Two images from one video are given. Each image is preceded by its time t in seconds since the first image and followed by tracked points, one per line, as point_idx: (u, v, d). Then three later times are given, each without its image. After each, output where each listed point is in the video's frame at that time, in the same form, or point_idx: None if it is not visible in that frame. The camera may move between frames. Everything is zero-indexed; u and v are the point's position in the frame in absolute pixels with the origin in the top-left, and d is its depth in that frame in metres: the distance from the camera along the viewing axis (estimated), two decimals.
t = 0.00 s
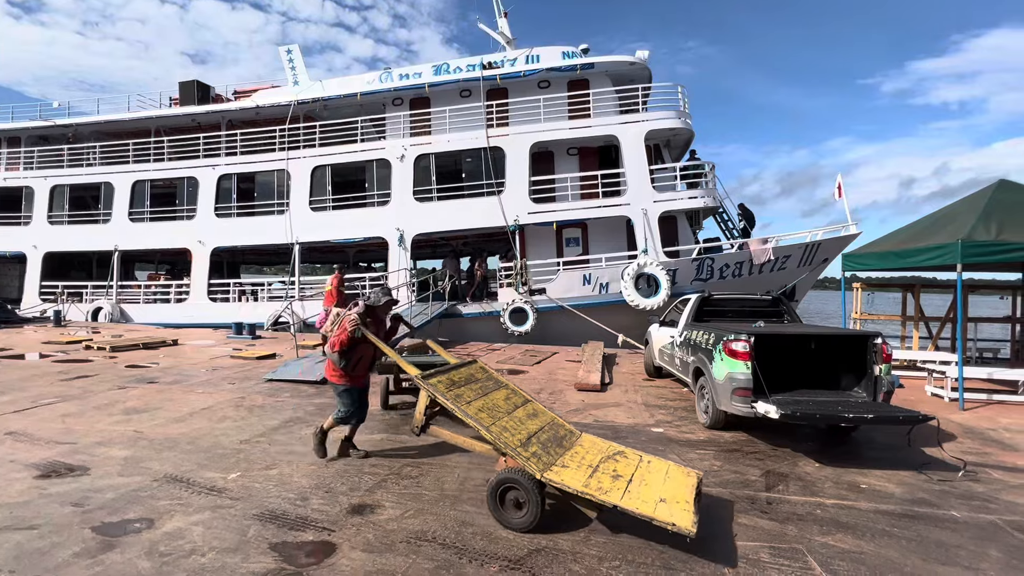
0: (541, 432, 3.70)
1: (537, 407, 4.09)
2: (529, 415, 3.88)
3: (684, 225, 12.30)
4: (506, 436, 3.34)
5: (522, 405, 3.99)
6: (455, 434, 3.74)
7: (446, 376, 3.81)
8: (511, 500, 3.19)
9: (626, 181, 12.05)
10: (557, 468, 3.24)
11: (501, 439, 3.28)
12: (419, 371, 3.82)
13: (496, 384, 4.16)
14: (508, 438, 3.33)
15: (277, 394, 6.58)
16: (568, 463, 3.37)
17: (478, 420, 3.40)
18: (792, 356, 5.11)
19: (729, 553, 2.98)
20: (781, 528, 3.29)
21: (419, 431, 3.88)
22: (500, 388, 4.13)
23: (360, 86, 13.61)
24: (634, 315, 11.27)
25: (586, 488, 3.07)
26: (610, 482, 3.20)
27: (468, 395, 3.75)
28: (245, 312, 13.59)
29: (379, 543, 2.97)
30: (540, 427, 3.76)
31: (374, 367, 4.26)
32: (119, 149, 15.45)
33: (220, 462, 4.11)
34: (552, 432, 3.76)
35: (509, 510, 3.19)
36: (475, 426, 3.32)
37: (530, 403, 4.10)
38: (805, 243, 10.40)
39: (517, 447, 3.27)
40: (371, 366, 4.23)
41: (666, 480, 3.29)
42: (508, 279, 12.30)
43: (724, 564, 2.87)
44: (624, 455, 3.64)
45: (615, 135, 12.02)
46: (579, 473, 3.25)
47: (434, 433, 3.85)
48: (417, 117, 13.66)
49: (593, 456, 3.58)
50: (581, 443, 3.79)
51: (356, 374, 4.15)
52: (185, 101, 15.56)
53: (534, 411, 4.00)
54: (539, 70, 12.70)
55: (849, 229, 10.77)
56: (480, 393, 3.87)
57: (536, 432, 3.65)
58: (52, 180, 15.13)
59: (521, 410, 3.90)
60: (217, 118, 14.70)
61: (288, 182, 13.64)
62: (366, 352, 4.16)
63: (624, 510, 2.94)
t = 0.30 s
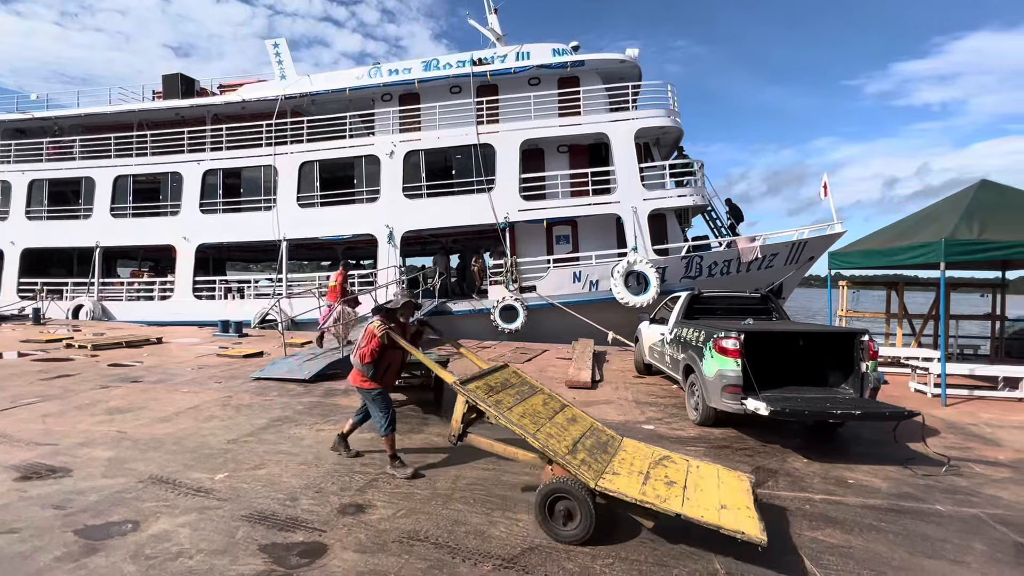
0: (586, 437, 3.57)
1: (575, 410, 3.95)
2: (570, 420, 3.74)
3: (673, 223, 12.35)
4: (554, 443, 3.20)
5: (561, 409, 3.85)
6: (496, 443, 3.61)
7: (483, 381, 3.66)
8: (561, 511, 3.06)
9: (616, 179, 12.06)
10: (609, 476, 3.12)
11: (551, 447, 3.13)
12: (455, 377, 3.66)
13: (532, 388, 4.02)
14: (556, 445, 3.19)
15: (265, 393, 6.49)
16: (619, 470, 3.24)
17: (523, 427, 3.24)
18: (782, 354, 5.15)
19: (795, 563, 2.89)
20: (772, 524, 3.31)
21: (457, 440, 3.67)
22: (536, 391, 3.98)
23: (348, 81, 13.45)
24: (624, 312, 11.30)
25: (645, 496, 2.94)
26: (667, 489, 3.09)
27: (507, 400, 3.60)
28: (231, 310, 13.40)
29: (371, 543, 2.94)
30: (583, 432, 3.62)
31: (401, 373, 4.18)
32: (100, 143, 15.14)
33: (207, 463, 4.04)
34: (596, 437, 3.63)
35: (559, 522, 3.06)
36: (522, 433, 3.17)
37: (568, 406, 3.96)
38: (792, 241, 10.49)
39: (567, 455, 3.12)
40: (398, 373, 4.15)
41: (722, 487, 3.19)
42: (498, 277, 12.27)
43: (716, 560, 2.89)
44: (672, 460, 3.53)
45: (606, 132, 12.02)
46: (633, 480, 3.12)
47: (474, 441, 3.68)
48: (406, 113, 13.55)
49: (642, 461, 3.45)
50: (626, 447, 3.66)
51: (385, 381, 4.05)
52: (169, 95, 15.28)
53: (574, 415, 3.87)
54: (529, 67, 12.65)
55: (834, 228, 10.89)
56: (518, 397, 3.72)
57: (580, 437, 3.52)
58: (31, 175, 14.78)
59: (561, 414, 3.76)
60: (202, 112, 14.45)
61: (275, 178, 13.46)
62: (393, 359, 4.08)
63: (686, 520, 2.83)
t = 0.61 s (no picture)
0: (636, 443, 3.45)
1: (617, 414, 3.83)
2: (616, 425, 3.62)
3: (661, 221, 12.42)
4: (613, 451, 3.06)
5: (604, 414, 3.73)
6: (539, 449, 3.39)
7: (529, 386, 3.51)
8: (618, 521, 2.93)
9: (605, 177, 12.08)
10: (671, 485, 3.01)
11: (611, 455, 3.00)
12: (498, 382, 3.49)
13: (573, 391, 3.88)
14: (614, 453, 3.06)
15: (252, 393, 6.40)
16: (679, 477, 3.14)
17: (578, 434, 3.10)
18: (771, 352, 5.20)
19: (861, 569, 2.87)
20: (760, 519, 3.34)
21: (502, 447, 3.51)
22: (577, 395, 3.85)
23: (335, 77, 13.31)
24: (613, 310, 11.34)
25: (714, 506, 2.86)
26: (731, 497, 3.02)
27: (555, 405, 3.46)
28: (216, 309, 13.20)
29: (362, 544, 2.90)
30: (633, 436, 3.50)
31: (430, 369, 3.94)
32: (80, 138, 14.80)
33: (194, 464, 3.96)
34: (645, 442, 3.52)
35: (616, 532, 2.93)
36: (579, 441, 3.02)
37: (611, 410, 3.83)
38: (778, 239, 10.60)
39: (626, 463, 2.99)
40: (427, 369, 3.91)
41: (784, 494, 3.14)
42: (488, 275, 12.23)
43: (707, 556, 2.90)
44: (724, 465, 3.46)
45: (595, 131, 12.04)
46: (696, 489, 3.03)
47: (518, 447, 3.47)
48: (394, 110, 13.44)
49: (696, 467, 3.38)
50: (674, 452, 3.57)
51: (413, 379, 3.82)
52: (150, 89, 14.99)
53: (618, 419, 3.74)
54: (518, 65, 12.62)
55: (818, 227, 11.04)
56: (563, 402, 3.58)
57: (631, 442, 3.40)
58: (7, 170, 14.42)
59: (607, 419, 3.63)
60: (185, 106, 14.20)
61: (261, 175, 13.28)
62: (420, 355, 3.83)
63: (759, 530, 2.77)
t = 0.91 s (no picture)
0: (690, 449, 3.31)
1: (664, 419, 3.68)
2: (666, 430, 3.46)
3: (648, 220, 12.49)
4: (674, 461, 2.93)
5: (653, 418, 3.57)
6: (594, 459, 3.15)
7: (577, 393, 3.34)
8: (682, 534, 2.83)
9: (593, 176, 12.11)
10: (736, 493, 2.89)
11: (675, 466, 2.86)
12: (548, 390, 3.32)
13: (617, 396, 3.71)
14: (676, 462, 2.93)
15: (237, 394, 6.31)
16: (741, 485, 3.02)
17: (638, 443, 2.95)
18: (756, 350, 5.25)
19: None
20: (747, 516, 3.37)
21: (553, 455, 3.27)
22: (622, 399, 3.68)
23: (321, 73, 13.15)
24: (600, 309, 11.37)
25: (786, 515, 2.74)
26: (799, 505, 2.89)
27: (606, 412, 3.29)
28: (198, 308, 12.98)
29: (352, 545, 2.86)
30: (685, 442, 3.34)
31: (471, 384, 3.78)
32: (56, 133, 14.45)
33: (177, 467, 3.89)
34: (699, 448, 3.37)
35: (679, 546, 2.82)
36: (641, 452, 2.89)
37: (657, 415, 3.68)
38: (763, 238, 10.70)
39: (690, 473, 2.87)
40: (467, 384, 3.75)
41: (848, 501, 3.02)
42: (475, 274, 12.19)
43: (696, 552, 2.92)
44: (779, 469, 3.33)
45: (582, 130, 12.06)
46: (762, 497, 2.91)
47: (569, 458, 3.23)
48: (381, 107, 13.32)
49: (752, 473, 3.25)
50: (726, 457, 3.44)
51: (451, 393, 3.68)
52: (130, 83, 14.68)
53: (666, 424, 3.58)
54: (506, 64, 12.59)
55: (802, 227, 11.18)
56: (612, 407, 3.41)
57: (686, 449, 3.24)
58: None
59: (657, 425, 3.46)
60: (166, 102, 13.93)
61: (244, 172, 13.08)
62: (463, 368, 3.67)
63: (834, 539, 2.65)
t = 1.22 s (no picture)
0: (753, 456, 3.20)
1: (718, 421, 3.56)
2: (724, 434, 3.35)
3: (634, 220, 12.54)
4: (748, 472, 2.81)
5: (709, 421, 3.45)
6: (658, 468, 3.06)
7: (637, 398, 3.20)
8: (755, 548, 2.74)
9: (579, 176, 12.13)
10: (812, 505, 2.79)
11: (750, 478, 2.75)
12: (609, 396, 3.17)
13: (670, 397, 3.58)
14: (750, 473, 2.81)
15: (219, 396, 6.20)
16: (812, 496, 2.93)
17: (711, 453, 2.83)
18: (740, 347, 5.29)
19: None
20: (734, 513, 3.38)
21: (611, 463, 3.02)
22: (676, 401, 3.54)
23: (305, 71, 12.99)
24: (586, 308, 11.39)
25: (869, 529, 2.65)
26: (877, 517, 2.81)
27: (667, 418, 3.16)
28: (178, 309, 12.74)
29: (337, 549, 2.82)
30: (747, 448, 3.24)
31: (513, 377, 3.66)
32: (29, 129, 14.08)
33: (157, 472, 3.80)
34: (760, 454, 3.27)
35: (750, 561, 2.73)
36: (716, 462, 2.78)
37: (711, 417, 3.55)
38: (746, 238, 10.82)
39: (767, 486, 2.76)
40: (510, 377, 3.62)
41: (920, 513, 2.95)
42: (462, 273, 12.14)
43: (683, 550, 2.93)
44: (841, 479, 3.26)
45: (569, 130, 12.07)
46: (838, 509, 2.82)
47: (628, 466, 3.04)
48: (366, 106, 13.20)
49: (817, 482, 3.16)
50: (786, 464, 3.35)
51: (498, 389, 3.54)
52: (107, 79, 14.36)
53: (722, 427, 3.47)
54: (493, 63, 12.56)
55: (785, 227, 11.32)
56: (674, 412, 3.28)
57: (750, 456, 3.14)
58: None
59: (715, 428, 3.34)
60: (145, 98, 13.65)
61: (226, 170, 12.88)
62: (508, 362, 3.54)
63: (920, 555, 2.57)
